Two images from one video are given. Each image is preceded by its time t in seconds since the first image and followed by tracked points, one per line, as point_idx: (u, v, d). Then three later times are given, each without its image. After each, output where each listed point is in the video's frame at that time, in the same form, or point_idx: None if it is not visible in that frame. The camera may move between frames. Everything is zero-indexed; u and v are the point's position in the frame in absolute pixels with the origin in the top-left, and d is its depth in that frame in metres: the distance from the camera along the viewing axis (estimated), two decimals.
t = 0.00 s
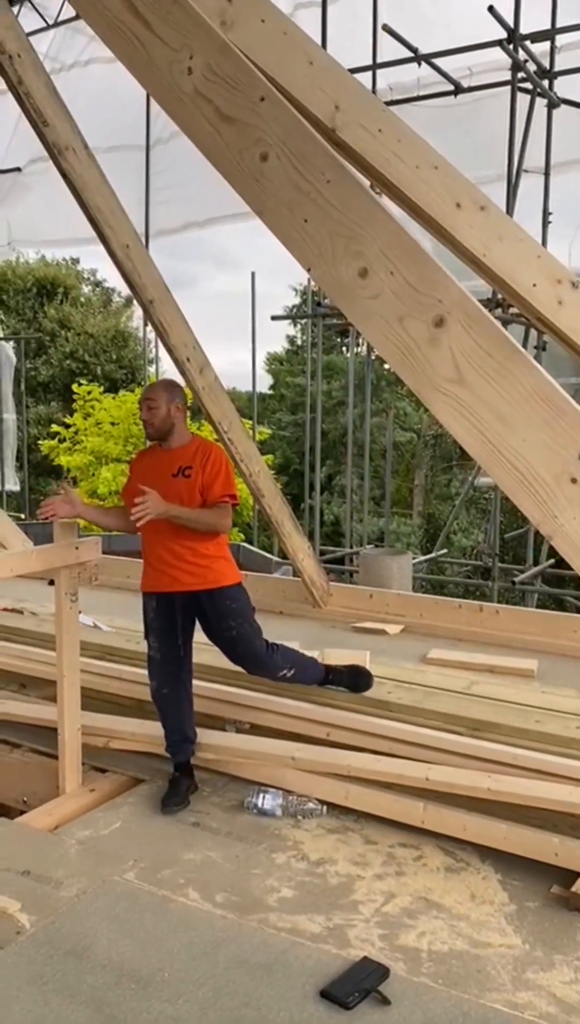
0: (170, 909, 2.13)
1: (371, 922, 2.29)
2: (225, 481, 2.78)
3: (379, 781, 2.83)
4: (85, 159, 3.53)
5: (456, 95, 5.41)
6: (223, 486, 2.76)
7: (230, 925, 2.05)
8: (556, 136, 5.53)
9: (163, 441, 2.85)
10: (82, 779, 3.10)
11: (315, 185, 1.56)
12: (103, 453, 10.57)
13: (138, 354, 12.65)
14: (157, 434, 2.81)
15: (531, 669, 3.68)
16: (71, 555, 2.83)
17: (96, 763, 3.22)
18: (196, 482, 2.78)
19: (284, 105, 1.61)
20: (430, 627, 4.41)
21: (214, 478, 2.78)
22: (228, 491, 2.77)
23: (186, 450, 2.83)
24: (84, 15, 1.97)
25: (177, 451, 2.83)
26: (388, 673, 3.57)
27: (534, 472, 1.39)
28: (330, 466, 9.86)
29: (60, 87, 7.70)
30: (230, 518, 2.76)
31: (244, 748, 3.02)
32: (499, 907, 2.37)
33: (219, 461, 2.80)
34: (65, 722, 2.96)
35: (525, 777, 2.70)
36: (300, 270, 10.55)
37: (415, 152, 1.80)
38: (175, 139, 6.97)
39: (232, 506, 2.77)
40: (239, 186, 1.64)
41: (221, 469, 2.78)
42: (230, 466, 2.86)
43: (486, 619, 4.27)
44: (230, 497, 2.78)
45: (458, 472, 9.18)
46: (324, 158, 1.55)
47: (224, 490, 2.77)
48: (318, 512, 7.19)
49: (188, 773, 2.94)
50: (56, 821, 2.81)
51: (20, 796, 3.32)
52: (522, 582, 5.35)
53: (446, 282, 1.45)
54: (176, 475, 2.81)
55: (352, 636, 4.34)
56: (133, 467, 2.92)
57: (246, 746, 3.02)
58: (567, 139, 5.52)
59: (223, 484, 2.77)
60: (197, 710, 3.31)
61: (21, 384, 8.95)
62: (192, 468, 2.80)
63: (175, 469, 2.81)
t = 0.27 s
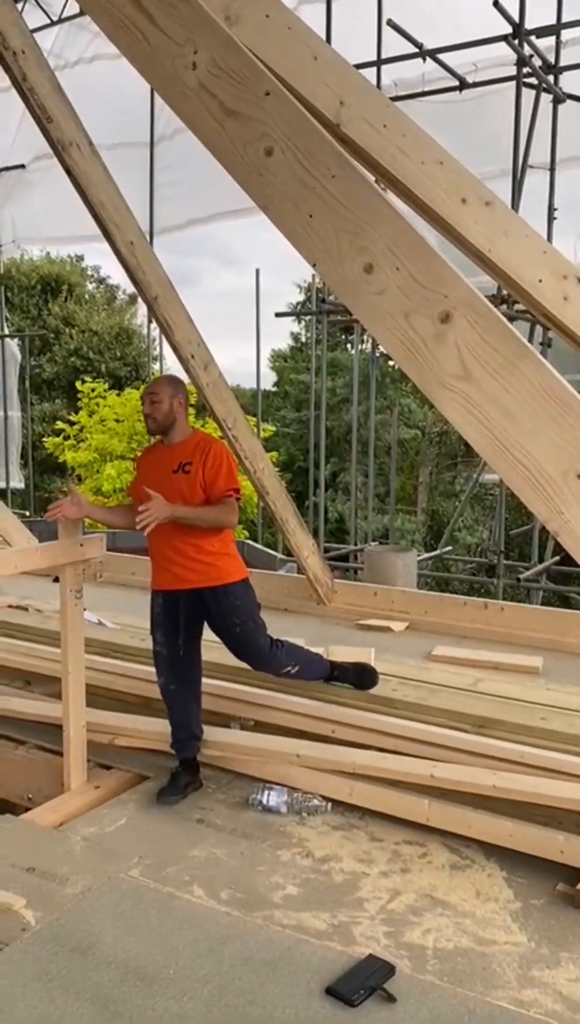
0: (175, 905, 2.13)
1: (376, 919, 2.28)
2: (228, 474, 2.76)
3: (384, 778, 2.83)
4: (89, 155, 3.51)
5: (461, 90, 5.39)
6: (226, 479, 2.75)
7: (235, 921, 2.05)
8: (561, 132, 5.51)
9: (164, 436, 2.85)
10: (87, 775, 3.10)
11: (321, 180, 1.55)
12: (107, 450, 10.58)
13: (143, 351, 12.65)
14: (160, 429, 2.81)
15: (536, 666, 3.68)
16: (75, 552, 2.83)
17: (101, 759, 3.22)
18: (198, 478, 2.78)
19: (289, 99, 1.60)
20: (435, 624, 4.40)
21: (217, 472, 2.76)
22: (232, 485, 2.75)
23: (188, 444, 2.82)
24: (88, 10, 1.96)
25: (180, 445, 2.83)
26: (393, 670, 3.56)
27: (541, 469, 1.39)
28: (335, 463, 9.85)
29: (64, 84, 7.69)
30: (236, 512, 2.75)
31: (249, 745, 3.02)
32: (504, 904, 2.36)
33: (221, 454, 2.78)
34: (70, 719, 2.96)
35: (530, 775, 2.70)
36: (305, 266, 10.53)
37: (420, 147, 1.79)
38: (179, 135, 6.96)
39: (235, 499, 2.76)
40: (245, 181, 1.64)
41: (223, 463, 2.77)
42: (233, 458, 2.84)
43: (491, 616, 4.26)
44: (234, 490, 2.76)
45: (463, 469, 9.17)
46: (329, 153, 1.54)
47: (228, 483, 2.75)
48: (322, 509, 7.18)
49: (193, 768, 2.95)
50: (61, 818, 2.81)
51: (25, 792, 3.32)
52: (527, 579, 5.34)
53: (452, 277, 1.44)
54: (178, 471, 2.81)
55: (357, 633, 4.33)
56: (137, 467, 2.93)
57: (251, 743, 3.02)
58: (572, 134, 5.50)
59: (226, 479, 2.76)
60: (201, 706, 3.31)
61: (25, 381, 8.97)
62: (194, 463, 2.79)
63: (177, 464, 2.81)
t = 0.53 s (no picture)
0: (180, 902, 2.13)
1: (382, 916, 2.28)
2: (227, 468, 2.75)
3: (389, 775, 2.82)
4: (94, 152, 3.50)
5: (466, 85, 5.37)
6: (225, 473, 2.74)
7: (240, 917, 2.05)
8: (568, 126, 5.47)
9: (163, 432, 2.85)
10: (93, 772, 3.10)
11: (326, 175, 1.55)
12: (112, 447, 10.59)
13: (147, 347, 12.64)
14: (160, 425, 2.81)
15: (542, 663, 3.66)
16: (81, 548, 2.83)
17: (107, 756, 3.22)
18: (196, 472, 2.77)
19: (294, 94, 1.59)
20: (440, 620, 4.39)
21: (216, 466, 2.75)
22: (232, 479, 2.74)
23: (188, 440, 2.82)
24: (93, 6, 1.96)
25: (178, 440, 2.83)
26: (398, 667, 3.55)
27: (547, 464, 1.38)
28: (339, 460, 9.83)
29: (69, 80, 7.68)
30: (237, 506, 2.73)
31: (254, 742, 3.02)
32: (510, 901, 2.36)
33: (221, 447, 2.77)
34: (75, 715, 2.96)
35: (536, 772, 2.69)
36: (309, 262, 10.50)
37: (425, 143, 1.79)
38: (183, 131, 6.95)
39: (237, 493, 2.75)
40: (250, 176, 1.63)
41: (222, 456, 2.75)
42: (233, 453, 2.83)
43: (496, 613, 4.25)
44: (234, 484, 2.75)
45: (468, 465, 9.14)
46: (335, 148, 1.54)
47: (228, 477, 2.74)
48: (327, 505, 7.16)
49: (199, 769, 2.95)
50: (67, 814, 2.82)
51: (30, 788, 3.33)
52: (532, 576, 5.31)
53: (458, 272, 1.43)
54: (177, 466, 2.81)
55: (362, 629, 4.32)
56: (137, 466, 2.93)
57: (256, 740, 3.02)
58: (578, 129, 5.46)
59: (226, 473, 2.75)
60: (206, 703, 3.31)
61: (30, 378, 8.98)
62: (193, 458, 2.78)
63: (177, 460, 2.81)
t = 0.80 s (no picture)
0: (185, 899, 2.13)
1: (387, 913, 2.28)
2: (231, 466, 2.76)
3: (395, 772, 2.82)
4: (99, 148, 3.50)
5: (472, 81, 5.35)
6: (229, 472, 2.75)
7: (246, 914, 2.05)
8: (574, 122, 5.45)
9: (166, 429, 2.84)
10: (99, 768, 3.10)
11: (331, 170, 1.54)
12: (118, 444, 10.62)
13: (153, 344, 12.65)
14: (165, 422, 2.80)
15: (548, 660, 3.66)
16: (86, 545, 2.83)
17: (113, 752, 3.23)
18: (202, 470, 2.77)
19: (300, 89, 1.59)
20: (445, 617, 4.39)
21: (221, 464, 2.76)
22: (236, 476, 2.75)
23: (192, 437, 2.81)
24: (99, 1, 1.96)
25: (183, 437, 2.83)
26: (404, 664, 3.55)
27: (555, 460, 1.37)
28: (345, 457, 9.82)
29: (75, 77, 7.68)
30: (241, 502, 2.74)
31: (259, 739, 3.02)
32: (516, 898, 2.35)
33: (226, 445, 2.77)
34: (81, 712, 2.97)
35: (542, 769, 2.68)
36: (315, 259, 10.50)
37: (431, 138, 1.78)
38: (189, 128, 6.94)
39: (240, 490, 2.77)
40: (256, 171, 1.62)
41: (227, 454, 2.76)
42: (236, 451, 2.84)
43: (502, 610, 4.24)
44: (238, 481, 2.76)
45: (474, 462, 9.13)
46: (341, 142, 1.53)
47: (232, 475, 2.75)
48: (332, 502, 7.16)
49: (203, 765, 2.95)
50: (73, 810, 2.82)
51: (36, 784, 3.34)
52: (538, 574, 5.30)
53: (465, 267, 1.43)
54: (182, 464, 2.80)
55: (367, 626, 4.32)
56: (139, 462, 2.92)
57: (262, 737, 3.02)
58: None
59: (230, 470, 2.75)
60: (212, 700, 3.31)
61: (36, 375, 9.00)
62: (198, 455, 2.78)
63: (181, 456, 2.81)
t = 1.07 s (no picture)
0: (191, 896, 2.13)
1: (393, 910, 2.28)
2: (248, 465, 2.78)
3: (401, 769, 2.82)
4: (105, 145, 3.50)
5: (479, 76, 5.34)
6: (246, 471, 2.76)
7: (252, 910, 2.05)
8: None
9: (181, 424, 2.83)
10: (105, 764, 3.11)
11: (338, 165, 1.53)
12: (123, 441, 10.63)
13: (158, 341, 12.65)
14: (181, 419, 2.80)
15: (554, 657, 3.65)
16: (93, 541, 2.83)
17: (119, 748, 3.23)
18: (219, 467, 2.77)
19: (307, 84, 1.58)
20: (451, 614, 4.38)
21: (237, 462, 2.77)
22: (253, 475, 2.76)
23: (208, 436, 2.81)
24: None
25: (197, 436, 2.82)
26: (410, 661, 3.54)
27: (562, 456, 1.37)
28: (350, 454, 9.82)
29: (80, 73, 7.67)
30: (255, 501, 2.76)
31: (265, 735, 3.02)
32: (522, 896, 2.35)
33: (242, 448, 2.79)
34: (87, 709, 2.97)
35: (548, 766, 2.68)
36: (320, 255, 10.48)
37: (438, 133, 1.77)
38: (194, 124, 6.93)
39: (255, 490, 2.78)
40: (263, 166, 1.62)
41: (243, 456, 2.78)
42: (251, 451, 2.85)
43: (508, 607, 4.23)
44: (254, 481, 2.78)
45: (479, 459, 9.12)
46: (347, 137, 1.52)
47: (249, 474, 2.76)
48: (337, 499, 7.15)
49: (207, 762, 2.94)
50: (79, 806, 2.83)
51: (42, 781, 3.34)
52: (543, 571, 5.29)
53: (472, 262, 1.42)
54: (197, 460, 2.79)
55: (373, 624, 4.32)
56: (148, 454, 2.89)
57: (268, 733, 3.02)
58: None
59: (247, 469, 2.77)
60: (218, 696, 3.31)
61: (41, 372, 9.01)
62: (213, 453, 2.78)
63: (196, 453, 2.80)
